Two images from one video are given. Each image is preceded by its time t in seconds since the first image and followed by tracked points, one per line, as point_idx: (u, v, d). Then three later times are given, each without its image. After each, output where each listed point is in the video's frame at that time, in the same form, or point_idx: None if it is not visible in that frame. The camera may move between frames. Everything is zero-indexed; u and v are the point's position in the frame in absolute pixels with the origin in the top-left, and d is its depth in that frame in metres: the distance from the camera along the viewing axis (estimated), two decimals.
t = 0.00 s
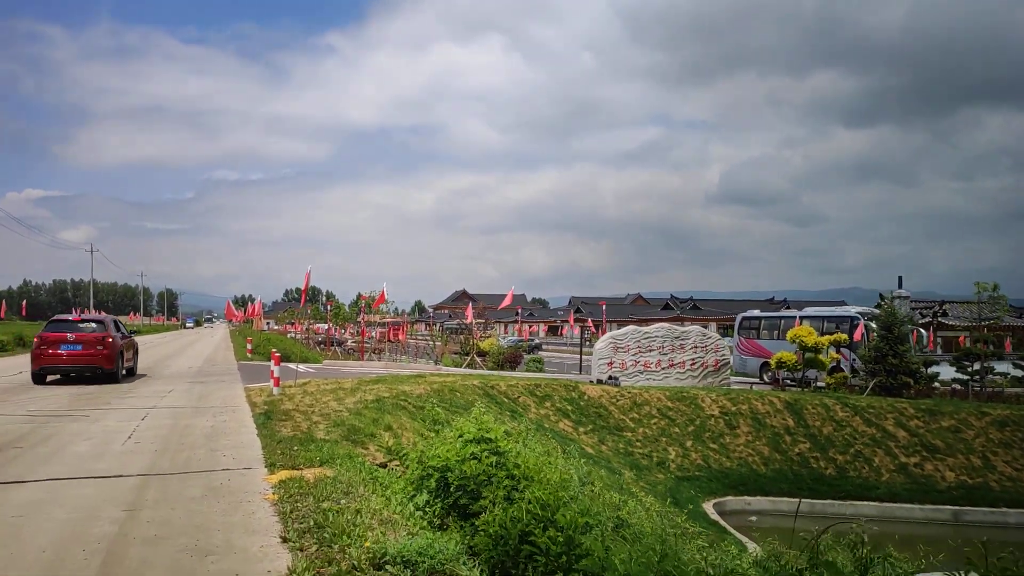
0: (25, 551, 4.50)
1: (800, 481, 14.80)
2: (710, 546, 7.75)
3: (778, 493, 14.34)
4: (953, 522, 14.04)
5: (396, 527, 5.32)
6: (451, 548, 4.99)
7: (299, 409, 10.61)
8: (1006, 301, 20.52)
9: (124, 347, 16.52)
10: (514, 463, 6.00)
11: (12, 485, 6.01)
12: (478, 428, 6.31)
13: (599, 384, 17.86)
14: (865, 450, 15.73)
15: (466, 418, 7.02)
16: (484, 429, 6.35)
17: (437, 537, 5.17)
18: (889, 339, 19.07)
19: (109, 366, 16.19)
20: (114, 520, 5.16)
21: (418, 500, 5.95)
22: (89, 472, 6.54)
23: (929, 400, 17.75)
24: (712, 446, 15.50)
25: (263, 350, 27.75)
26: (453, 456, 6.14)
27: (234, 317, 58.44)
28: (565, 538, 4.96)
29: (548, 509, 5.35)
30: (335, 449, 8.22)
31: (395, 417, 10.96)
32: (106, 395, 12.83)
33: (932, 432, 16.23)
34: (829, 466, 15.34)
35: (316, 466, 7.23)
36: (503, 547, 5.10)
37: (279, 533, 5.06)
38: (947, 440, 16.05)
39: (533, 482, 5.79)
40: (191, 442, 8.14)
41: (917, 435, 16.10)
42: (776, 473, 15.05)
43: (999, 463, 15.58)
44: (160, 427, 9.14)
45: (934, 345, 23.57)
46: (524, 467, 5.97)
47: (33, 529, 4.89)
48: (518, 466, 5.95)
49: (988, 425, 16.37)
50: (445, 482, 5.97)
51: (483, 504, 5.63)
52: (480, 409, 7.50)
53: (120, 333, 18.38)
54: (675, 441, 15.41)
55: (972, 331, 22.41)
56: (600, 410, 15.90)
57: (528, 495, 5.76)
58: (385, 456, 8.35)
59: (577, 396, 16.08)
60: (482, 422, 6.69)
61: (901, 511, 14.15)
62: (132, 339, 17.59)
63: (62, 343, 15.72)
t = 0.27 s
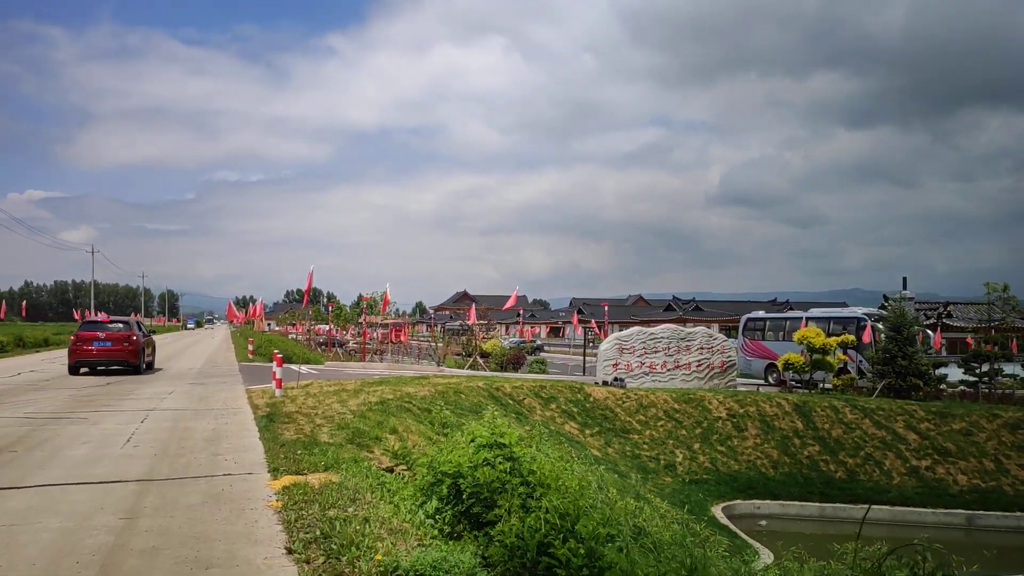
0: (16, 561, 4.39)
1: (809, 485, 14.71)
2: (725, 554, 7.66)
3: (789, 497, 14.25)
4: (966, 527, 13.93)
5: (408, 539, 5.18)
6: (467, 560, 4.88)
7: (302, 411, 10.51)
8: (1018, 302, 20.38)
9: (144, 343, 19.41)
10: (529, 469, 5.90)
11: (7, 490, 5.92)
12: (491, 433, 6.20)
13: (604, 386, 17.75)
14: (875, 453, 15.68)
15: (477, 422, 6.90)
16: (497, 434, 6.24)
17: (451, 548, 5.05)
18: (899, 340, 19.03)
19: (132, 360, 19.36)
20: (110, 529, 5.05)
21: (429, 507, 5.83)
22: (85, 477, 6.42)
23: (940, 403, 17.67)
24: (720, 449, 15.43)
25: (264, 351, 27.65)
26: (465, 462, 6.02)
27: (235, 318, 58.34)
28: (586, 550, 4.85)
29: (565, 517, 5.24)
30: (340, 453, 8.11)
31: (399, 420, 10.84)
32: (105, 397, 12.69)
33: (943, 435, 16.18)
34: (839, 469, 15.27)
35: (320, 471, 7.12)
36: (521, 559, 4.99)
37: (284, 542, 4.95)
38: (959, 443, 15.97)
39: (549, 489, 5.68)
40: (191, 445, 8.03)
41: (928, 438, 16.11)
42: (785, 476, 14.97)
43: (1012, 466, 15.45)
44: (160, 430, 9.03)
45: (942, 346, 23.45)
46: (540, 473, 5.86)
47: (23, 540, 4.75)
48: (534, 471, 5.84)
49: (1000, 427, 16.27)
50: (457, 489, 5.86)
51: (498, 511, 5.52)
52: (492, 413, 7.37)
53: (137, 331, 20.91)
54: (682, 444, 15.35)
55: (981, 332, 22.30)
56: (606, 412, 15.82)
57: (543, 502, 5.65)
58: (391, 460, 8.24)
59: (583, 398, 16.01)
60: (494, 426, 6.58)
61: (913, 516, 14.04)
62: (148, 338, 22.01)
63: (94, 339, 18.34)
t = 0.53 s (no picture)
0: None
1: (817, 490, 14.61)
2: (737, 566, 7.58)
3: (797, 503, 14.13)
4: (977, 533, 13.82)
5: (418, 559, 5.02)
6: None
7: (303, 417, 10.40)
8: None
9: (159, 342, 21.53)
10: (542, 482, 5.74)
11: None
12: (502, 444, 6.02)
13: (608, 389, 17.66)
14: (883, 457, 15.62)
15: (485, 431, 6.74)
16: (508, 445, 6.06)
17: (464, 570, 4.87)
18: (906, 343, 18.99)
19: (148, 358, 21.80)
20: (104, 545, 4.93)
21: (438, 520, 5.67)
22: (78, 489, 6.30)
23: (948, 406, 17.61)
24: (726, 453, 15.31)
25: (264, 353, 27.54)
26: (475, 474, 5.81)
27: (234, 321, 58.18)
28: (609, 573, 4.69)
29: (584, 534, 5.12)
30: (343, 462, 7.98)
31: (403, 425, 10.73)
32: (102, 402, 12.58)
33: (952, 438, 16.10)
34: (847, 474, 15.18)
35: (323, 481, 6.99)
36: None
37: (287, 561, 4.80)
38: (969, 447, 15.88)
39: (564, 504, 5.52)
40: (189, 453, 7.93)
41: (937, 441, 16.02)
42: (792, 481, 14.87)
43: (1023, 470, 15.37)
44: (158, 437, 8.92)
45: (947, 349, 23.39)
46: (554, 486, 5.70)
47: (14, 558, 4.62)
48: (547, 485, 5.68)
49: (1009, 430, 16.19)
50: (467, 503, 5.68)
51: (511, 527, 5.36)
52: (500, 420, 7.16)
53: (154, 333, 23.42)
54: (688, 447, 15.24)
55: (988, 334, 22.24)
56: (611, 415, 15.73)
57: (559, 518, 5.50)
58: (395, 469, 8.12)
59: (587, 401, 15.91)
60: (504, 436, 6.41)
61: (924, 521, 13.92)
62: (161, 340, 24.27)
63: (114, 340, 20.86)
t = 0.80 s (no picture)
0: None
1: (824, 491, 14.56)
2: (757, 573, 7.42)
3: (804, 505, 14.06)
4: (986, 534, 13.75)
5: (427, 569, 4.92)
6: None
7: (304, 417, 10.30)
8: None
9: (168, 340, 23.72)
10: (554, 487, 5.63)
11: None
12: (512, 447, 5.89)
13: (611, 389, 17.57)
14: (890, 457, 15.57)
15: (493, 433, 6.62)
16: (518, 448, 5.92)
17: None
18: (912, 342, 18.93)
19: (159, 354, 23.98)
20: (98, 551, 4.85)
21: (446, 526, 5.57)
22: (73, 492, 6.22)
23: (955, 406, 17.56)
24: (731, 454, 15.24)
25: (263, 352, 27.45)
26: (484, 479, 5.68)
27: (233, 320, 58.02)
28: None
29: (601, 542, 4.97)
30: (346, 464, 7.89)
31: (405, 426, 10.64)
32: (98, 402, 12.49)
33: (959, 438, 16.05)
34: (854, 474, 15.14)
35: (325, 484, 6.89)
36: None
37: (289, 570, 4.69)
38: (977, 448, 15.83)
39: (577, 510, 5.39)
40: (187, 454, 7.85)
41: (945, 442, 15.96)
42: (798, 482, 14.81)
43: None
44: (155, 438, 8.82)
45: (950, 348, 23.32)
46: (566, 492, 5.57)
47: (2, 566, 4.52)
48: (560, 491, 5.55)
49: (1015, 430, 16.14)
50: (475, 508, 5.55)
51: (522, 534, 5.22)
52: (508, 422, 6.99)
53: (163, 331, 25.90)
54: (692, 448, 15.17)
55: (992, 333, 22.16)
56: (614, 415, 15.64)
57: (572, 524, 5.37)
58: (398, 470, 8.05)
59: (590, 401, 15.81)
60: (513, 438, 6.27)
61: (932, 523, 13.88)
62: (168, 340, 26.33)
63: (128, 337, 23.35)
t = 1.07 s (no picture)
0: None
1: (833, 498, 14.44)
2: None
3: (813, 513, 13.88)
4: (999, 543, 13.50)
5: None
6: None
7: (305, 423, 10.19)
8: None
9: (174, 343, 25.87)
10: (575, 501, 5.51)
11: None
12: (528, 459, 5.71)
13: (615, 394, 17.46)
14: (900, 463, 15.47)
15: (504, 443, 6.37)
16: (534, 460, 5.75)
17: None
18: (920, 346, 18.83)
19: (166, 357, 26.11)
20: (92, 569, 4.71)
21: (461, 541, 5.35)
22: (67, 504, 6.08)
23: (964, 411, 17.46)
24: (738, 460, 15.17)
25: (263, 356, 27.30)
26: (502, 492, 5.46)
27: (231, 323, 57.84)
28: None
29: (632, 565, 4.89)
30: (350, 473, 7.79)
31: (409, 432, 10.50)
32: (95, 407, 12.34)
33: (970, 444, 15.95)
34: (863, 481, 15.06)
35: (329, 496, 6.74)
36: None
37: None
38: (988, 454, 15.72)
39: (601, 527, 5.40)
40: (187, 463, 7.72)
41: (954, 448, 15.85)
42: (806, 489, 14.73)
43: None
44: (152, 445, 8.69)
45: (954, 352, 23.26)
46: (587, 507, 5.53)
47: None
48: (581, 506, 5.49)
49: None
50: (492, 524, 5.35)
51: (545, 553, 5.11)
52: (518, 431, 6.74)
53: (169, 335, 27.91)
54: (699, 454, 15.11)
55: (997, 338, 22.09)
56: (619, 420, 15.55)
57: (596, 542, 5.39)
58: (403, 479, 7.92)
59: (594, 406, 15.75)
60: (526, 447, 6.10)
61: (943, 531, 13.64)
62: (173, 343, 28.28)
63: (138, 340, 25.62)
